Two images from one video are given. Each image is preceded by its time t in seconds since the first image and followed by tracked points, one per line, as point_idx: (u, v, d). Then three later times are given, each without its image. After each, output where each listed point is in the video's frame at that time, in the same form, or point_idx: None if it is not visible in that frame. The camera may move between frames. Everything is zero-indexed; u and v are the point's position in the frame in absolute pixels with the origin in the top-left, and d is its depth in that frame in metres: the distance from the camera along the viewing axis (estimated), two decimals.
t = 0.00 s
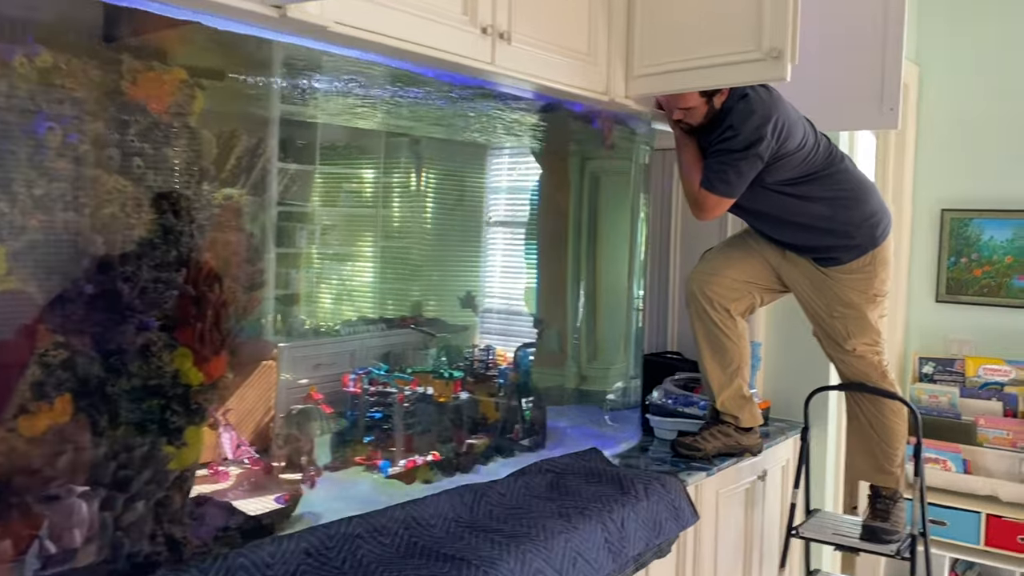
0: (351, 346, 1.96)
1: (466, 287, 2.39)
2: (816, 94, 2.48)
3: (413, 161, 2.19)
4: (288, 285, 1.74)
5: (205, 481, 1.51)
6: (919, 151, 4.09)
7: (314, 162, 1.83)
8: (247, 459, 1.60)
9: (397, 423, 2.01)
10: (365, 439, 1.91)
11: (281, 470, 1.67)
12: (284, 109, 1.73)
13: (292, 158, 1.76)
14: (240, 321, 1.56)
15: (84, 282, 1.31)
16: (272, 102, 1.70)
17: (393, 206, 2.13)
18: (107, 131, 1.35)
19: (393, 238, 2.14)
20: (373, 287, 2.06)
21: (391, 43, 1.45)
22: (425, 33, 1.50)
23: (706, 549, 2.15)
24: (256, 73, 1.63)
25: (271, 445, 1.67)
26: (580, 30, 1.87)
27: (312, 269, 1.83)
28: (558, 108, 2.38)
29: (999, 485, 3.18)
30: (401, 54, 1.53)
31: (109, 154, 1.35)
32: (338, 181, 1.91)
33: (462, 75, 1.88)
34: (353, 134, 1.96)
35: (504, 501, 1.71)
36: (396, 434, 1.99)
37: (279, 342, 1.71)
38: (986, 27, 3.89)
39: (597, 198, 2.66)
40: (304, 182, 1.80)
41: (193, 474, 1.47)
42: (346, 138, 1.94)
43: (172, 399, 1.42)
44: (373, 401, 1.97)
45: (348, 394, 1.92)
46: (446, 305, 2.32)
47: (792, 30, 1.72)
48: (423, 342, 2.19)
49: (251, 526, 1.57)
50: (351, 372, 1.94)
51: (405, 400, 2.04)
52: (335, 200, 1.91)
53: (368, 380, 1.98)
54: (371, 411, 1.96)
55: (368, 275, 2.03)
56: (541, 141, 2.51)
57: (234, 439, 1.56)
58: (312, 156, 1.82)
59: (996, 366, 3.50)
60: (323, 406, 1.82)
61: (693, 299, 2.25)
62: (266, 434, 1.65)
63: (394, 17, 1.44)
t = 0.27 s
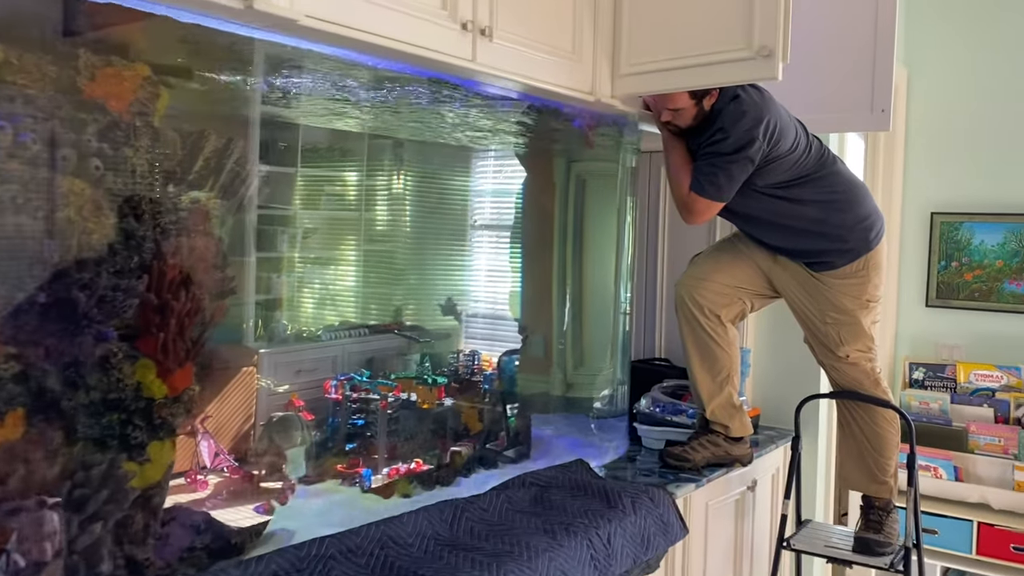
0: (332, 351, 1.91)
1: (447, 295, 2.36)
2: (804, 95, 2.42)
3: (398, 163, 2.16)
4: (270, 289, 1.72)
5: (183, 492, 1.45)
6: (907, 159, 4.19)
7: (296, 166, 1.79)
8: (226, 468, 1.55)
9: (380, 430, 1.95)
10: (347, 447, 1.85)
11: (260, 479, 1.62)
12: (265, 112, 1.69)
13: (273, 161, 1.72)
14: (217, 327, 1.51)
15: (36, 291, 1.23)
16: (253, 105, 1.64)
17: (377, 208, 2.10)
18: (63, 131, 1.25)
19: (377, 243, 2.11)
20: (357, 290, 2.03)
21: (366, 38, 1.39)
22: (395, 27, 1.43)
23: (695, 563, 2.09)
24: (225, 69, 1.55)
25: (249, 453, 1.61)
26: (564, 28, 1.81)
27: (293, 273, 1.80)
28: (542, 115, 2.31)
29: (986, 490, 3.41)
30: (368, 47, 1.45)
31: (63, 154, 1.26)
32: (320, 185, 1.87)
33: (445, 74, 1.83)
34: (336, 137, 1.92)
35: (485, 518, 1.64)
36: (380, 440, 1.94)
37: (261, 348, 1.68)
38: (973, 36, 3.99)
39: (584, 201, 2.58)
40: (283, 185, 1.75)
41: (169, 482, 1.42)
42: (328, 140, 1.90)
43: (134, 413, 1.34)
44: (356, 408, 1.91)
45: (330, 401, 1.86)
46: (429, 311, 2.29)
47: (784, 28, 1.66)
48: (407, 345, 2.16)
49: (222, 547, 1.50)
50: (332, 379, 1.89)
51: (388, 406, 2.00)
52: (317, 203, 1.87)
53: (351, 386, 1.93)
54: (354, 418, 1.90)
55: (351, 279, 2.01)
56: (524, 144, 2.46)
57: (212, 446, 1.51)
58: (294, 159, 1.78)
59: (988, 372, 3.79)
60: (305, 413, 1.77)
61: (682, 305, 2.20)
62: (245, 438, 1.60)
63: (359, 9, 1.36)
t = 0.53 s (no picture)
0: (314, 358, 1.86)
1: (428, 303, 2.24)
2: (792, 96, 2.36)
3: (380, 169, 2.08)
4: (250, 297, 1.70)
5: (159, 504, 1.42)
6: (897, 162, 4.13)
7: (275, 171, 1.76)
8: (203, 480, 1.52)
9: (365, 441, 1.89)
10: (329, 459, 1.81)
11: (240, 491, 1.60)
12: (245, 117, 1.65)
13: (254, 167, 1.69)
14: (184, 336, 1.47)
15: None
16: (232, 108, 1.61)
17: (362, 213, 2.03)
18: None
19: (359, 247, 2.03)
20: (341, 298, 1.97)
21: (328, 34, 1.32)
22: (373, 24, 1.38)
23: None
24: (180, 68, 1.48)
25: (229, 463, 1.59)
26: (539, 25, 1.73)
27: (275, 280, 1.77)
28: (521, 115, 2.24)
29: (980, 501, 3.46)
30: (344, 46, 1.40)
31: None
32: (302, 191, 1.83)
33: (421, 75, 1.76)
34: (316, 142, 1.87)
35: (456, 538, 1.57)
36: (361, 450, 1.88)
37: (242, 357, 1.66)
38: (965, 37, 3.93)
39: (565, 204, 2.51)
40: (261, 192, 1.72)
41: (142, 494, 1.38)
42: (310, 144, 1.85)
43: (76, 432, 1.25)
44: (339, 418, 1.87)
45: (309, 410, 1.81)
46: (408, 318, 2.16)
47: (767, 25, 1.59)
48: (391, 353, 2.08)
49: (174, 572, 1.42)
50: (313, 388, 1.84)
51: (371, 415, 1.93)
52: (298, 210, 1.82)
53: (333, 395, 1.88)
54: (337, 429, 1.85)
55: (335, 287, 1.94)
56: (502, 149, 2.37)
57: (189, 459, 1.49)
58: (274, 163, 1.76)
59: (979, 380, 3.72)
60: (283, 424, 1.74)
61: (664, 313, 2.12)
62: (223, 453, 1.58)
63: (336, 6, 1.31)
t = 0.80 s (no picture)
0: (297, 367, 1.84)
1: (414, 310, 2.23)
2: (780, 100, 2.28)
3: (368, 174, 2.06)
4: (233, 304, 1.69)
5: (136, 517, 1.41)
6: (889, 168, 4.06)
7: (257, 175, 1.74)
8: (182, 492, 1.51)
9: (346, 453, 1.86)
10: (312, 469, 1.78)
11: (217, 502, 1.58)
12: (224, 119, 1.64)
13: (232, 170, 1.67)
14: (162, 345, 1.50)
15: None
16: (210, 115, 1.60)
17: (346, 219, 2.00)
18: None
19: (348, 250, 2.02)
20: (326, 305, 1.95)
21: (279, 30, 1.23)
22: (337, 24, 1.30)
23: None
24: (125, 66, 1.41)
25: (211, 476, 1.59)
26: (511, 24, 1.65)
27: (261, 287, 1.76)
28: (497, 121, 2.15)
29: (974, 515, 3.38)
30: (304, 47, 1.32)
31: None
32: (285, 195, 1.81)
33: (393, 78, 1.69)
34: (300, 147, 1.85)
35: (422, 566, 1.48)
36: (344, 461, 1.85)
37: (221, 365, 1.66)
38: (957, 40, 3.87)
39: (546, 209, 2.40)
40: (242, 196, 1.70)
41: (116, 508, 1.37)
42: (293, 149, 1.83)
43: (4, 458, 1.16)
44: (322, 428, 1.84)
45: (292, 421, 1.79)
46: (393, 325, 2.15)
47: (750, 23, 1.51)
48: (375, 360, 2.06)
49: None
50: (296, 397, 1.81)
51: (354, 425, 1.90)
52: (283, 214, 1.81)
53: (316, 405, 1.85)
54: (321, 438, 1.82)
55: (320, 290, 1.93)
56: (482, 152, 2.30)
57: (167, 471, 1.48)
58: (254, 168, 1.73)
59: (973, 391, 3.69)
60: (263, 434, 1.71)
61: (649, 322, 2.03)
62: (203, 464, 1.57)
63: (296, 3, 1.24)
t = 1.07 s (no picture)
0: (287, 373, 1.78)
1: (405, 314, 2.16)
2: (774, 100, 2.22)
3: (359, 176, 2.00)
4: (216, 309, 1.61)
5: (121, 527, 1.35)
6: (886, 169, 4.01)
7: (245, 177, 1.68)
8: (168, 500, 1.46)
9: (334, 459, 1.80)
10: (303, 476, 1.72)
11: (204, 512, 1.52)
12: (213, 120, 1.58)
13: (219, 172, 1.61)
14: (152, 350, 1.46)
15: None
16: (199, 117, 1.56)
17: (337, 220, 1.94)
18: None
19: (340, 252, 1.96)
20: (316, 308, 1.89)
21: (244, 24, 1.17)
22: (327, 23, 1.27)
23: None
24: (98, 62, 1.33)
25: (196, 481, 1.52)
26: (494, 21, 1.59)
27: (250, 291, 1.69)
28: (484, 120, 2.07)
29: (974, 523, 3.33)
30: (287, 45, 1.28)
31: None
32: (275, 197, 1.75)
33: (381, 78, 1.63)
34: (292, 147, 1.79)
35: None
36: (334, 468, 1.79)
37: (210, 371, 1.59)
38: (953, 40, 3.82)
39: (534, 210, 2.34)
40: (230, 198, 1.64)
41: (101, 516, 1.31)
42: (283, 150, 1.77)
43: None
44: (312, 435, 1.78)
45: (282, 427, 1.73)
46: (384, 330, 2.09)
47: (741, 19, 1.46)
48: (369, 365, 2.00)
49: None
50: (286, 403, 1.76)
51: (343, 432, 1.84)
52: (272, 215, 1.74)
53: (306, 411, 1.79)
54: (311, 444, 1.76)
55: (309, 294, 1.86)
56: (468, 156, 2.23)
57: (153, 479, 1.43)
58: (242, 170, 1.67)
59: (972, 396, 3.64)
60: (251, 440, 1.65)
61: (643, 328, 1.97)
62: (190, 470, 1.52)
63: (290, 4, 1.22)
